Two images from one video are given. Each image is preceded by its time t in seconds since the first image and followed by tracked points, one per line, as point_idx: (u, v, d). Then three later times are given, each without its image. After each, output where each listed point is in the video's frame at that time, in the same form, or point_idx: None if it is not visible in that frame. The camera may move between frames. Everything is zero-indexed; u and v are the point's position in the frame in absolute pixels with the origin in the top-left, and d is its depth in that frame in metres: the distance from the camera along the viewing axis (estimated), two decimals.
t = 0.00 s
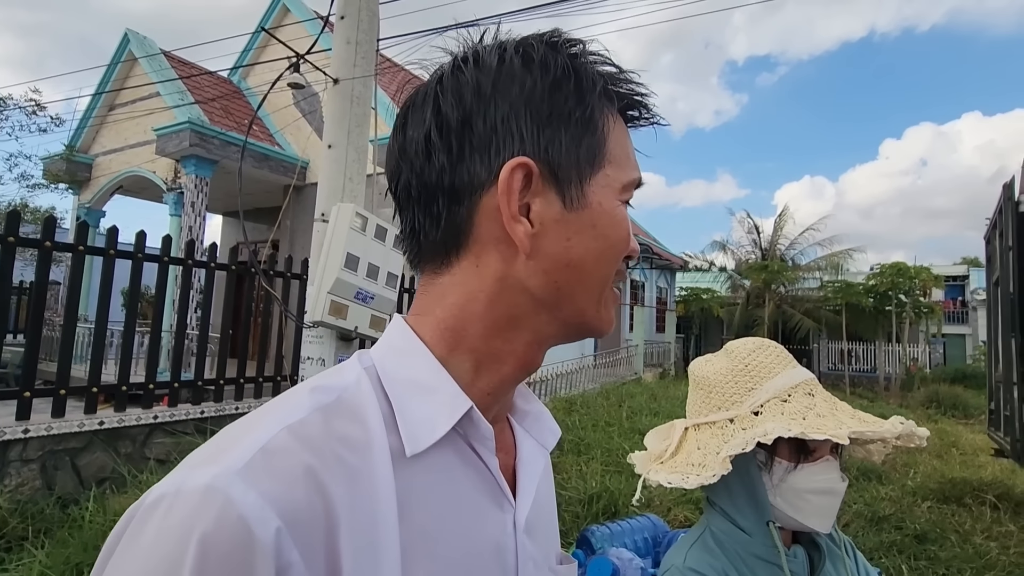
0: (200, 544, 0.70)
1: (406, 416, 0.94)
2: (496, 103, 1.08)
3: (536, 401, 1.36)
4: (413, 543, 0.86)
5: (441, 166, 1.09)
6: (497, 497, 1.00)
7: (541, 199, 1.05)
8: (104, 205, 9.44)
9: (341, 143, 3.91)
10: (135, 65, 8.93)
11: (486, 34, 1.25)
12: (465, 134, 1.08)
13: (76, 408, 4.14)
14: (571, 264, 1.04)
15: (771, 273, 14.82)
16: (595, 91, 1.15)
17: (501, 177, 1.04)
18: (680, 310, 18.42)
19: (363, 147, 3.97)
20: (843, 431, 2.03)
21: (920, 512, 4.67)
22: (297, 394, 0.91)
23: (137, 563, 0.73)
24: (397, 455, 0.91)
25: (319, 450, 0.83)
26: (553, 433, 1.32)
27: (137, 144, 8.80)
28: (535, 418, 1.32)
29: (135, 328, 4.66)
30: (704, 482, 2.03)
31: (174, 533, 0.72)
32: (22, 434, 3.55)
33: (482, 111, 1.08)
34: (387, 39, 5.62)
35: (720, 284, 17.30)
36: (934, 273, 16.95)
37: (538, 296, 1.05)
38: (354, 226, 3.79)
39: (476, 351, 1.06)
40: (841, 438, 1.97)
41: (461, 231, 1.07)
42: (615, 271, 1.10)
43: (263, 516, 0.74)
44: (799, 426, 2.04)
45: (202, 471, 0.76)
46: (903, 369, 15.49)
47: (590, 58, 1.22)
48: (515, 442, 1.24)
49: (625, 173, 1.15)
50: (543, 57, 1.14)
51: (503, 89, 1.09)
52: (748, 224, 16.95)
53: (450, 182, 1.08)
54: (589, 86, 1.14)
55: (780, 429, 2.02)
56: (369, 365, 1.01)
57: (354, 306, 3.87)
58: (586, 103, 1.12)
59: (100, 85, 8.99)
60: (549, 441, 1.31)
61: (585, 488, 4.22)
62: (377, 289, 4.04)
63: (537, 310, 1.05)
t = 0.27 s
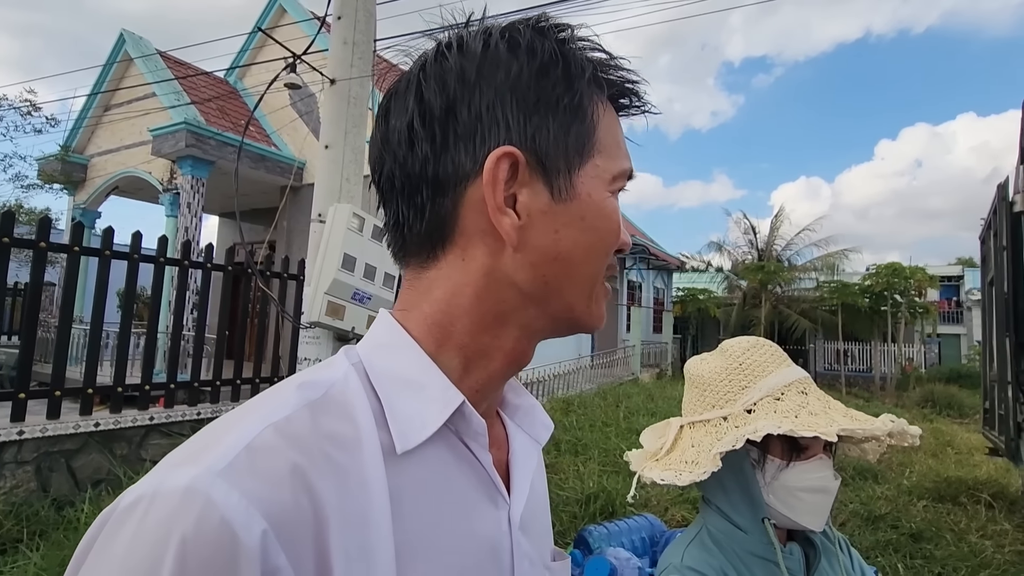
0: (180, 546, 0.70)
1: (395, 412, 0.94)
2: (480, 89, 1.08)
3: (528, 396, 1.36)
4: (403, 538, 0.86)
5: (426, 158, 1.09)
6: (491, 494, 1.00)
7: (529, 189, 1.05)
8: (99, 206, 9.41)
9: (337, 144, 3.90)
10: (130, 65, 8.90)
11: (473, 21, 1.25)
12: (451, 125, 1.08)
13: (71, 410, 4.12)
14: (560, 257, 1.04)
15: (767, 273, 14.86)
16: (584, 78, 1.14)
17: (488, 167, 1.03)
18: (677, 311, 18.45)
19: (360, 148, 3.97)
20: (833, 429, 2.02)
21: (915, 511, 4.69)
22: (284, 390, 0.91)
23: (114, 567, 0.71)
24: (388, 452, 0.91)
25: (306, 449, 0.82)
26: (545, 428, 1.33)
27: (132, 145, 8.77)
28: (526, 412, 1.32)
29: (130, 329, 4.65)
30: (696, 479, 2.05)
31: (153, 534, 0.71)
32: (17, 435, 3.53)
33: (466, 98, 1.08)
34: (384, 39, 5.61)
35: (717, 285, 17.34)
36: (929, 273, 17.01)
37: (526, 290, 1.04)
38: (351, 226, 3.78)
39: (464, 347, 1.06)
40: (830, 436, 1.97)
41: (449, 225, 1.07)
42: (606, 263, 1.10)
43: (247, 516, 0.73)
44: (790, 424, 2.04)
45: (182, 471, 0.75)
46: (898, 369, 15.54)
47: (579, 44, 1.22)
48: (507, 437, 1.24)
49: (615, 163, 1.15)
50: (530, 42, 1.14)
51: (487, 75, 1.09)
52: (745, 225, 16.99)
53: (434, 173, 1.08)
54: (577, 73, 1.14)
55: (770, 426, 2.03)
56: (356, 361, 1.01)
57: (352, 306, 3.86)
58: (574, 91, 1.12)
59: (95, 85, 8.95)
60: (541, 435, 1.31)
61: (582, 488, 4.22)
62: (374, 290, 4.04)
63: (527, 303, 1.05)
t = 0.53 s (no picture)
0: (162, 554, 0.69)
1: (384, 413, 0.94)
2: (468, 87, 1.08)
3: (519, 396, 1.36)
4: (392, 538, 0.85)
5: (415, 157, 1.09)
6: (483, 494, 1.00)
7: (518, 185, 1.05)
8: (94, 206, 9.37)
9: (334, 144, 3.90)
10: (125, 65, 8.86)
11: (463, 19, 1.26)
12: (439, 123, 1.08)
13: (66, 410, 4.10)
14: (549, 254, 1.03)
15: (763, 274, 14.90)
16: (572, 74, 1.14)
17: (476, 164, 1.03)
18: (673, 311, 18.48)
19: (356, 148, 3.96)
20: (810, 424, 2.02)
21: (910, 510, 4.71)
22: (271, 391, 0.91)
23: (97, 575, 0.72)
24: (376, 454, 0.90)
25: (291, 452, 0.82)
26: (536, 426, 1.33)
27: (127, 145, 8.74)
28: (516, 412, 1.31)
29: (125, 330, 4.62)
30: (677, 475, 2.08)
31: (135, 542, 0.71)
32: (11, 436, 3.50)
33: (454, 95, 1.08)
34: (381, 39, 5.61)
35: (713, 285, 17.37)
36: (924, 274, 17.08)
37: (516, 288, 1.04)
38: (348, 226, 3.77)
39: (453, 345, 1.06)
40: (804, 430, 1.98)
41: (437, 224, 1.07)
42: (597, 260, 1.09)
43: (229, 521, 0.73)
44: (767, 419, 2.05)
45: (164, 478, 0.75)
46: (893, 369, 15.60)
47: (569, 42, 1.22)
48: (498, 437, 1.23)
49: (606, 160, 1.14)
50: (518, 39, 1.14)
51: (475, 72, 1.09)
52: (741, 225, 17.03)
53: (423, 170, 1.08)
54: (566, 69, 1.14)
55: (746, 421, 2.05)
56: (344, 363, 1.00)
57: (348, 307, 3.85)
58: (563, 88, 1.11)
59: (89, 85, 8.91)
60: (532, 435, 1.31)
61: (578, 488, 4.22)
62: (370, 290, 4.02)
63: (517, 302, 1.04)
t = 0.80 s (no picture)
0: (156, 545, 0.69)
1: (382, 408, 0.94)
2: (469, 89, 1.09)
3: (516, 395, 1.36)
4: (387, 534, 0.85)
5: (416, 156, 1.09)
6: (478, 491, 1.00)
7: (516, 184, 1.05)
8: (90, 204, 9.33)
9: (332, 142, 3.89)
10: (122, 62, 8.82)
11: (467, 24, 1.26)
12: (438, 123, 1.08)
13: (62, 409, 4.08)
14: (545, 253, 1.03)
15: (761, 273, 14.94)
16: (572, 79, 1.14)
17: (475, 163, 1.03)
18: (671, 310, 18.50)
19: (355, 146, 3.96)
20: (806, 420, 2.02)
21: (907, 509, 4.73)
22: (269, 386, 0.91)
23: (91, 564, 0.71)
24: (372, 449, 0.91)
25: (287, 445, 0.82)
26: (533, 424, 1.33)
27: (124, 142, 8.70)
28: (513, 410, 1.32)
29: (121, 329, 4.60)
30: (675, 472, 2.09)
31: (131, 530, 0.70)
32: (6, 435, 3.49)
33: (455, 96, 1.09)
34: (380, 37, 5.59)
35: (711, 284, 17.40)
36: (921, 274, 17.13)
37: (513, 287, 1.04)
38: (346, 225, 3.77)
39: (450, 343, 1.06)
40: (800, 427, 1.98)
41: (435, 221, 1.07)
42: (594, 263, 1.09)
43: (225, 511, 0.73)
44: (765, 417, 2.05)
45: (160, 468, 0.74)
46: (889, 369, 15.66)
47: (571, 49, 1.22)
48: (495, 435, 1.23)
49: (604, 163, 1.14)
50: (520, 43, 1.14)
51: (476, 74, 1.10)
52: (738, 225, 17.05)
53: (423, 169, 1.08)
54: (566, 73, 1.14)
55: (742, 419, 2.05)
56: (341, 360, 1.00)
57: (346, 305, 3.85)
58: (562, 92, 1.11)
59: (86, 81, 8.87)
60: (529, 433, 1.31)
61: (577, 487, 4.23)
62: (368, 289, 4.01)
63: (514, 301, 1.04)
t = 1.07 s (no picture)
0: (160, 532, 0.71)
1: (386, 404, 0.94)
2: (474, 90, 1.09)
3: (521, 394, 1.36)
4: (388, 528, 0.85)
5: (421, 155, 1.10)
6: (481, 487, 1.00)
7: (519, 184, 1.05)
8: (87, 201, 9.29)
9: (332, 140, 3.88)
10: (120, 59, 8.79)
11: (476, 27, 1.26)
12: (443, 123, 1.09)
13: (59, 407, 4.07)
14: (547, 252, 1.03)
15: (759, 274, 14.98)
16: (578, 81, 1.14)
17: (478, 162, 1.04)
18: (668, 310, 18.52)
19: (354, 144, 3.95)
20: (815, 422, 2.03)
21: (903, 510, 4.75)
22: (273, 382, 0.92)
23: (99, 550, 0.73)
24: (374, 442, 0.91)
25: (290, 437, 0.83)
26: (537, 423, 1.33)
27: (122, 139, 8.67)
28: (518, 409, 1.32)
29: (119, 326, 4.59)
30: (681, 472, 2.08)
31: (136, 517, 0.72)
32: (3, 432, 3.48)
33: (461, 97, 1.09)
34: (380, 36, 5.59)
35: (709, 284, 17.42)
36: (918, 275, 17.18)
37: (515, 284, 1.04)
38: (345, 223, 3.76)
39: (454, 341, 1.06)
40: (810, 429, 1.98)
41: (439, 218, 1.07)
42: (597, 262, 1.08)
43: (228, 500, 0.74)
44: (773, 418, 2.06)
45: (166, 457, 0.76)
46: (886, 370, 15.70)
47: (577, 52, 1.22)
48: (499, 433, 1.23)
49: (609, 164, 1.13)
50: (525, 45, 1.15)
51: (482, 75, 1.10)
52: (736, 226, 17.08)
53: (428, 168, 1.09)
54: (571, 76, 1.14)
55: (751, 419, 2.06)
56: (347, 357, 1.01)
57: (345, 303, 3.85)
58: (567, 93, 1.11)
59: (83, 78, 8.83)
60: (533, 432, 1.31)
61: (576, 486, 4.24)
62: (367, 287, 4.02)
63: (516, 298, 1.04)
